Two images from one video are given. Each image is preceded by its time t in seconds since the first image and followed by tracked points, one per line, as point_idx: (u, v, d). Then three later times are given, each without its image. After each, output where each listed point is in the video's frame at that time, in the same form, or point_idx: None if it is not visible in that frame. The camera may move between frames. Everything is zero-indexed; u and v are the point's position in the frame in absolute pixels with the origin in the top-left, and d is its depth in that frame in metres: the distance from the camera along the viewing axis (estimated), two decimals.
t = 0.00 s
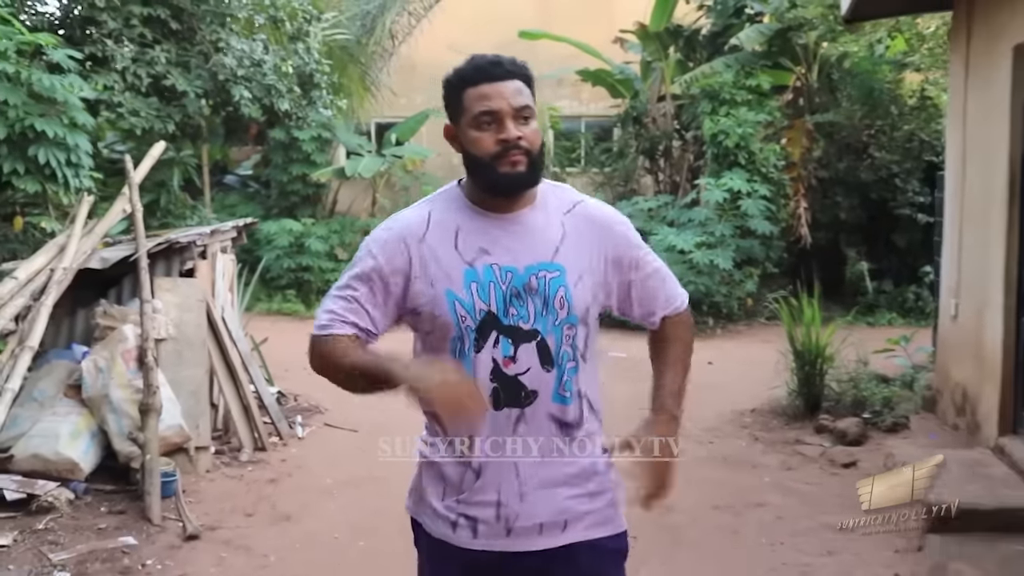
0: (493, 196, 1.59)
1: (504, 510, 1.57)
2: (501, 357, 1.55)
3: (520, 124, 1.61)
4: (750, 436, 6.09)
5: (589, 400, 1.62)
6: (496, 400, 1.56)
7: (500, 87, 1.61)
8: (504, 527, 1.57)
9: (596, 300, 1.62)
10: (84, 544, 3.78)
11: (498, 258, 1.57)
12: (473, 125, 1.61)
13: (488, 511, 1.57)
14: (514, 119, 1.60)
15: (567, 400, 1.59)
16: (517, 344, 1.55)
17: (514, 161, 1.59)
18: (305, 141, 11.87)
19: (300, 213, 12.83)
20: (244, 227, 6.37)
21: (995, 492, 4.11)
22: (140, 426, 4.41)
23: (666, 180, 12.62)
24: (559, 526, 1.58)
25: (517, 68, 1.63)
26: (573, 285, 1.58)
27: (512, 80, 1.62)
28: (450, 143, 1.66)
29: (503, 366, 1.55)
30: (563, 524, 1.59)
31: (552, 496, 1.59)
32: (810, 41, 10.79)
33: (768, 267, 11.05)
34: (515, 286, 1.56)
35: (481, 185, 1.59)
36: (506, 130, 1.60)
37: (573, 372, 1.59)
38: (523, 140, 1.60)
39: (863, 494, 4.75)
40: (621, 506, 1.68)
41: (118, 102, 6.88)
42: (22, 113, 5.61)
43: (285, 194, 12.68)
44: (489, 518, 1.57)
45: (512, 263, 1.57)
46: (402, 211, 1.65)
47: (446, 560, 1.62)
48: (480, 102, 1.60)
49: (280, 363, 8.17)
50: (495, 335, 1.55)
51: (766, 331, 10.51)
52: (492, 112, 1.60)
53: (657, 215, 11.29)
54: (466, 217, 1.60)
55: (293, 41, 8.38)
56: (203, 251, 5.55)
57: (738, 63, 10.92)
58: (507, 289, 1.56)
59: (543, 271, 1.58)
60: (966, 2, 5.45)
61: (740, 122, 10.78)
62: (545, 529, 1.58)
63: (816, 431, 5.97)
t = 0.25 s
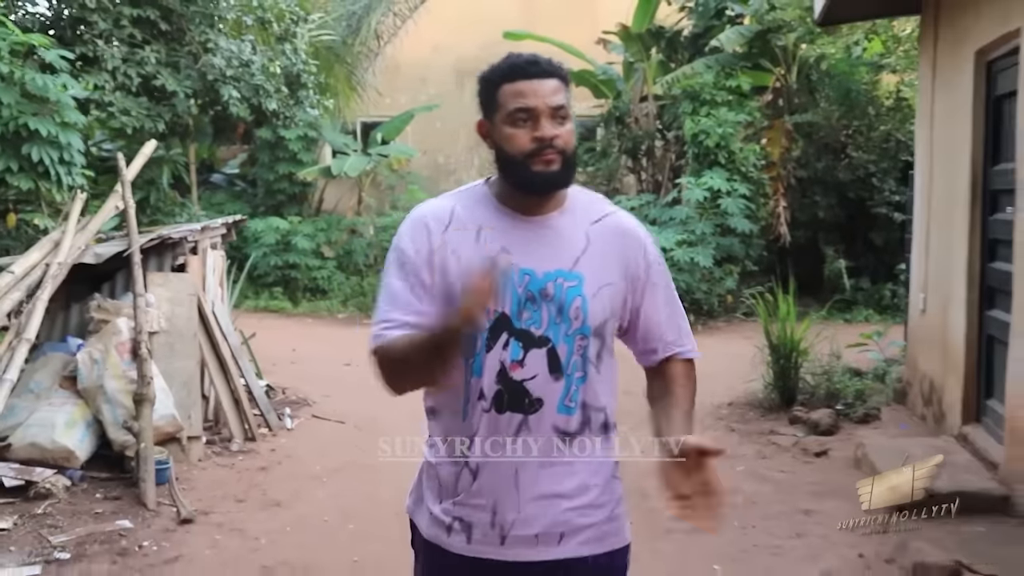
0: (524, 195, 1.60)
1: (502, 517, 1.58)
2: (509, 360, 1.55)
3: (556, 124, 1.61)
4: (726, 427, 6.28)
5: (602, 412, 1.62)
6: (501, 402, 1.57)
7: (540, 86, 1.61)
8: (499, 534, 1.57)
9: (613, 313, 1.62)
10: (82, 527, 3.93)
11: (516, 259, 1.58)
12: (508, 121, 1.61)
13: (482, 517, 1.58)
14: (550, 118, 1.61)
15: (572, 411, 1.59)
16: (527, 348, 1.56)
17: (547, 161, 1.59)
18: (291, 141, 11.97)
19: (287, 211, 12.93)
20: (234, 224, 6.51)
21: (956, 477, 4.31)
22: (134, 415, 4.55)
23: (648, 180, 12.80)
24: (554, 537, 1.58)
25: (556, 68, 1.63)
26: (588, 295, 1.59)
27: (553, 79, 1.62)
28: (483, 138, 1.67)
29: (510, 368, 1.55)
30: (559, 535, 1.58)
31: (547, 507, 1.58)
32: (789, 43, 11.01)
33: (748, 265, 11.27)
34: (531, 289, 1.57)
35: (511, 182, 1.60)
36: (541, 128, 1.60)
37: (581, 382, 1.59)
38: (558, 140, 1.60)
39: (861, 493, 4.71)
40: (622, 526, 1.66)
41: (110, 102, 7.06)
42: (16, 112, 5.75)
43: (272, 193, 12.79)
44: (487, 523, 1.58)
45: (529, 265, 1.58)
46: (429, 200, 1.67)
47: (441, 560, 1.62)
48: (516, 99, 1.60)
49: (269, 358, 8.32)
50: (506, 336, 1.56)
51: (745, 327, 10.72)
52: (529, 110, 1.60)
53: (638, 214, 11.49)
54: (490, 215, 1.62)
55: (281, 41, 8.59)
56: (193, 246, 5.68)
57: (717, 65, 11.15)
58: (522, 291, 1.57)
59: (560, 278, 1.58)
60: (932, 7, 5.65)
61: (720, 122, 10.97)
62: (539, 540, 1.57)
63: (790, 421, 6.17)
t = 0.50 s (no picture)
0: (543, 176, 1.50)
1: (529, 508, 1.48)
2: (529, 347, 1.48)
3: (580, 105, 1.52)
4: (700, 421, 6.47)
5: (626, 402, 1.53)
6: (522, 391, 1.48)
7: (562, 67, 1.53)
8: (525, 524, 1.48)
9: (634, 295, 1.52)
10: (73, 513, 4.06)
11: (535, 242, 1.49)
12: (530, 101, 1.52)
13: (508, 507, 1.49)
14: (574, 99, 1.52)
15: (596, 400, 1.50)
16: (547, 334, 1.48)
17: (570, 141, 1.50)
18: (275, 140, 12.06)
19: (271, 210, 13.04)
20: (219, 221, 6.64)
21: (915, 468, 4.51)
22: (124, 407, 4.69)
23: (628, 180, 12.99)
24: (578, 531, 1.50)
25: (579, 50, 1.55)
26: (610, 279, 1.49)
27: (575, 61, 1.54)
28: (501, 122, 1.58)
29: (530, 355, 1.48)
30: (582, 529, 1.50)
31: (588, 495, 1.50)
32: (766, 46, 11.17)
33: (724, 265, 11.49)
34: (550, 273, 1.48)
35: (530, 162, 1.51)
36: (566, 108, 1.51)
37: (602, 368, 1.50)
38: (582, 121, 1.51)
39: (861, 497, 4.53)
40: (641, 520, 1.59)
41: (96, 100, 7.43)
42: (6, 111, 5.87)
43: (256, 191, 12.88)
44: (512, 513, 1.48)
45: (549, 248, 1.49)
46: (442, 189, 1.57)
47: (457, 553, 1.51)
48: (540, 79, 1.52)
49: (254, 354, 8.47)
50: (525, 322, 1.48)
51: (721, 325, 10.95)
52: (553, 90, 1.51)
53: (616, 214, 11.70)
54: (506, 198, 1.52)
55: (265, 43, 8.86)
56: (181, 243, 5.82)
57: (695, 67, 11.35)
58: (541, 275, 1.48)
59: (580, 261, 1.49)
60: (899, 13, 5.85)
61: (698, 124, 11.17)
62: (565, 534, 1.49)
63: (761, 416, 6.37)
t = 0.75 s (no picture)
0: (543, 203, 1.60)
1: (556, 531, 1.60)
2: (542, 372, 1.58)
3: (574, 129, 1.61)
4: (678, 417, 6.67)
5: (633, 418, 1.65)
6: (537, 417, 1.59)
7: (554, 91, 1.61)
8: (552, 547, 1.60)
9: (639, 313, 1.63)
10: (73, 506, 4.23)
11: (537, 269, 1.59)
12: (527, 128, 1.61)
13: (539, 530, 1.60)
14: (570, 124, 1.61)
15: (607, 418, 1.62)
16: (558, 358, 1.58)
17: (567, 167, 1.60)
18: (262, 143, 12.21)
19: (258, 212, 13.16)
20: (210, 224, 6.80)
21: (880, 459, 4.72)
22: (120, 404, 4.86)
23: (611, 182, 13.18)
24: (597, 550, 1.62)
25: (573, 73, 1.64)
26: (615, 299, 1.60)
27: (567, 85, 1.63)
28: (500, 148, 1.68)
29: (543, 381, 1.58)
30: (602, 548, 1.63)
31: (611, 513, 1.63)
32: (746, 51, 11.33)
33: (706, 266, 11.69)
34: (556, 298, 1.59)
35: (530, 191, 1.60)
36: (562, 134, 1.60)
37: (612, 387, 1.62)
38: (578, 145, 1.60)
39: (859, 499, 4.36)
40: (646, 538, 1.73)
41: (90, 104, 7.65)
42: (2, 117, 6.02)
43: (243, 194, 12.99)
44: (542, 535, 1.60)
45: (554, 274, 1.60)
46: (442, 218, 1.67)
47: None
48: (534, 105, 1.61)
49: (244, 354, 8.63)
50: (536, 349, 1.58)
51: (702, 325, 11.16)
52: (548, 115, 1.60)
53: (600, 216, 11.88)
54: (508, 227, 1.63)
55: (253, 49, 9.09)
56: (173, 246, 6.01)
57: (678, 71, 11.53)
58: (547, 300, 1.58)
59: (585, 284, 1.60)
60: (869, 21, 6.06)
61: (680, 128, 11.38)
62: (589, 555, 1.62)
63: (737, 411, 6.58)
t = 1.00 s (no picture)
0: (530, 223, 1.58)
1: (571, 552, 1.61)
2: (551, 399, 1.58)
3: (557, 145, 1.59)
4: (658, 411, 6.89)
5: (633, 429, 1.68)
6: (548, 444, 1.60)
7: (532, 107, 1.58)
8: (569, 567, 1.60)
9: (636, 326, 1.66)
10: (72, 494, 4.41)
11: (535, 292, 1.58)
12: (507, 149, 1.58)
13: (554, 553, 1.60)
14: (552, 140, 1.58)
15: (615, 434, 1.63)
16: (566, 382, 1.59)
17: (553, 186, 1.58)
18: (252, 145, 12.38)
19: (248, 213, 13.33)
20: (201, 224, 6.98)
21: (847, 449, 4.93)
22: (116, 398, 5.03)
23: (596, 183, 13.40)
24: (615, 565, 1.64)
25: (549, 86, 1.60)
26: (615, 314, 1.62)
27: (544, 98, 1.60)
28: (479, 169, 1.65)
29: (554, 408, 1.59)
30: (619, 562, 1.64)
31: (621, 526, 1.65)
32: (727, 54, 11.56)
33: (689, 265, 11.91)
34: (558, 320, 1.58)
35: (517, 213, 1.58)
36: (545, 153, 1.57)
37: (618, 403, 1.65)
38: (561, 163, 1.58)
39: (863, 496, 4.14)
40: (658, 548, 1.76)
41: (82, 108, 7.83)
42: None
43: (233, 196, 13.14)
44: (556, 556, 1.60)
45: (552, 296, 1.59)
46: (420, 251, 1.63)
47: None
48: (513, 125, 1.57)
49: (235, 351, 8.82)
50: (542, 375, 1.57)
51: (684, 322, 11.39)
52: (528, 134, 1.57)
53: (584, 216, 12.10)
54: (498, 253, 1.60)
55: (243, 53, 9.28)
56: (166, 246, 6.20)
57: (661, 74, 11.74)
58: (549, 324, 1.58)
59: (585, 302, 1.60)
60: (839, 27, 6.29)
61: (663, 129, 11.60)
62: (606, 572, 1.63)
63: (714, 405, 6.80)
